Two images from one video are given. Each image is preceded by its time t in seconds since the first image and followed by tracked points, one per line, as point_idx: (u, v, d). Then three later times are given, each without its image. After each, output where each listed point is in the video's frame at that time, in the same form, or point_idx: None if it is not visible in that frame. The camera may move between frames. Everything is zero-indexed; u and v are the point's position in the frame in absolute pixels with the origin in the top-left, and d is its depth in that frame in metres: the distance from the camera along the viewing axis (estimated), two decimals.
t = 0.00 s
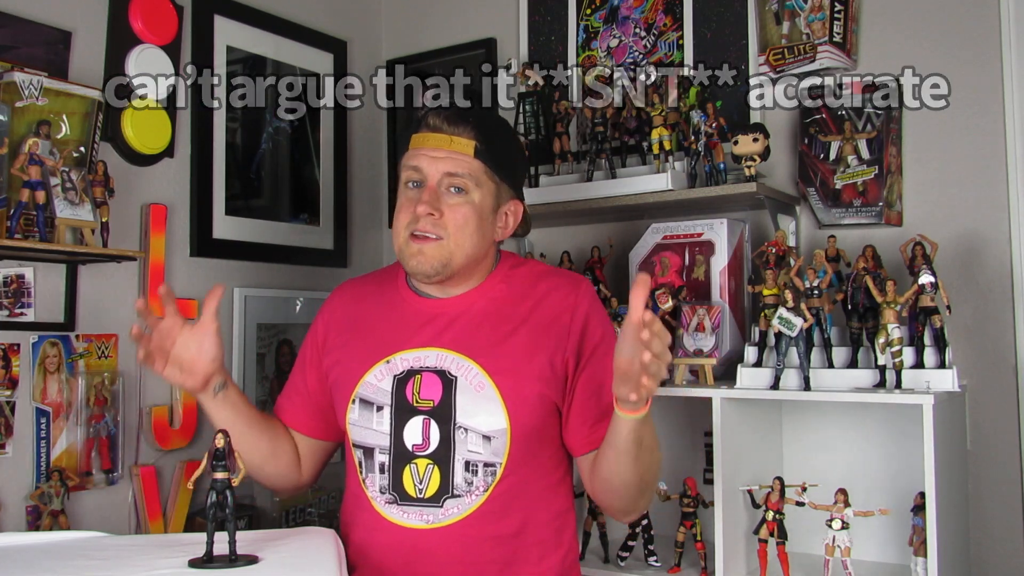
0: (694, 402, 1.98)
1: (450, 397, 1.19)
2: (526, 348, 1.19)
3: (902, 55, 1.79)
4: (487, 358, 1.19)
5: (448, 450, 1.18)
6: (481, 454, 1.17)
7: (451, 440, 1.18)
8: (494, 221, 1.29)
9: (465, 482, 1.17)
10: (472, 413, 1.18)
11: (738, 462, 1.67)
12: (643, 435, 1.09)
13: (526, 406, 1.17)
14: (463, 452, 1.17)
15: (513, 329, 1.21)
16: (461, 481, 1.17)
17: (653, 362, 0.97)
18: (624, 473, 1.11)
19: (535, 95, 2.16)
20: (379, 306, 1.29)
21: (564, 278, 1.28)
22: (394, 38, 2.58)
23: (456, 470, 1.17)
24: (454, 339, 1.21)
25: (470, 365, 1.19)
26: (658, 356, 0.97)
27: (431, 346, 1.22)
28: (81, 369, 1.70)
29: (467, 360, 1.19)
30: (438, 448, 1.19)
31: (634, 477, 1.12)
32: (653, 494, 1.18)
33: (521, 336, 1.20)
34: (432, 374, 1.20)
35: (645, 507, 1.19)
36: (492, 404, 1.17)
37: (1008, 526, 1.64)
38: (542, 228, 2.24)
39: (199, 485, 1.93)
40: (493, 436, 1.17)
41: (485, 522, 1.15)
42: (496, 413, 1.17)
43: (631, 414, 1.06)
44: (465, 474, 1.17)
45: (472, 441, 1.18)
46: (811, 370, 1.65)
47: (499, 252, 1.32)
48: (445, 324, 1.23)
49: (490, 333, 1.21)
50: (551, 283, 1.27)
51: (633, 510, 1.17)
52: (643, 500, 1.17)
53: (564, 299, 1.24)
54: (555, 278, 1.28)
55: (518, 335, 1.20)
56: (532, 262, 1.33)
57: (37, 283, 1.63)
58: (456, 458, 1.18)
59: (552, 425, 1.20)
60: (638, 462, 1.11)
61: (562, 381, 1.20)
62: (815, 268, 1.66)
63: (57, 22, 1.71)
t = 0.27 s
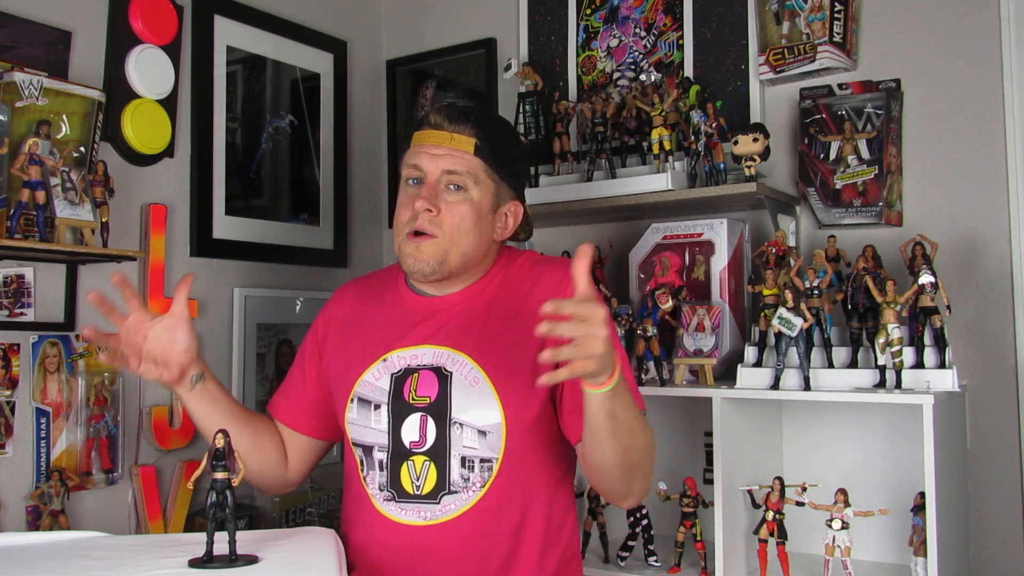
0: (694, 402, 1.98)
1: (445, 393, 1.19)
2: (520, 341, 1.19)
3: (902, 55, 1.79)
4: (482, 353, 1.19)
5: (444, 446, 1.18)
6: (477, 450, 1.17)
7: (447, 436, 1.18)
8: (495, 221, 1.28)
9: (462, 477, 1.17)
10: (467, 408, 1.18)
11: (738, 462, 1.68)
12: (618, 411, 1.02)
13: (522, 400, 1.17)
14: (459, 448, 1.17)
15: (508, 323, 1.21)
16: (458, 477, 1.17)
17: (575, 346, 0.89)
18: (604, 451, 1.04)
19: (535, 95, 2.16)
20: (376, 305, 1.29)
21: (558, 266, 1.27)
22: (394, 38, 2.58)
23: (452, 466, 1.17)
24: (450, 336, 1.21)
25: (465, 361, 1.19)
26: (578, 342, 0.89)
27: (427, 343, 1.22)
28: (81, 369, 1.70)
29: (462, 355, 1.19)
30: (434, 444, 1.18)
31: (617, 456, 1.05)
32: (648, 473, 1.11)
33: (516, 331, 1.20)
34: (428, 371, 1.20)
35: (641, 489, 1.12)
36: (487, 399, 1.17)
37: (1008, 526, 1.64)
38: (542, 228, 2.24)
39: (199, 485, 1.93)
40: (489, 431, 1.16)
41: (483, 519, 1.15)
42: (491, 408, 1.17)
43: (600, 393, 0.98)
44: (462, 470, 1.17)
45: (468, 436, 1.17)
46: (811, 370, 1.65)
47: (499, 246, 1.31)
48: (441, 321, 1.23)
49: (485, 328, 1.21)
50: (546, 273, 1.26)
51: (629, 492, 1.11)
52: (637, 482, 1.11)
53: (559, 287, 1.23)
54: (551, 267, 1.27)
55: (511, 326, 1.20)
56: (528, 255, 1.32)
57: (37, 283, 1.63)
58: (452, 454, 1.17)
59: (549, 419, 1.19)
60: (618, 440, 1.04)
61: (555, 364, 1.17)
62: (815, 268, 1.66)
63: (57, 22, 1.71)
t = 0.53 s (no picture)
0: (694, 402, 1.98)
1: (439, 394, 1.19)
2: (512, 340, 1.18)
3: (902, 55, 1.79)
4: (476, 355, 1.19)
5: (439, 446, 1.18)
6: (471, 450, 1.17)
7: (441, 437, 1.18)
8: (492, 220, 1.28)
9: (457, 478, 1.16)
10: (461, 409, 1.18)
11: (738, 462, 1.67)
12: (591, 430, 0.99)
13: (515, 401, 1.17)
14: (453, 448, 1.17)
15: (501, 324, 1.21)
16: (453, 477, 1.17)
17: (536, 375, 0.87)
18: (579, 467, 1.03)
19: (535, 95, 2.16)
20: (373, 307, 1.30)
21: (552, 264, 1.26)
22: (394, 38, 2.58)
23: (447, 466, 1.17)
24: (444, 337, 1.22)
25: (459, 362, 1.19)
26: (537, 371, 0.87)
27: (422, 344, 1.22)
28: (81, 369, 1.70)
29: (456, 355, 1.20)
30: (429, 445, 1.18)
31: (594, 468, 1.04)
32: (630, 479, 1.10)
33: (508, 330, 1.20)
34: (422, 372, 1.20)
35: (622, 494, 1.11)
36: (481, 399, 1.17)
37: (1008, 526, 1.64)
38: (543, 228, 2.24)
39: (199, 485, 1.93)
40: (482, 432, 1.17)
41: (478, 519, 1.15)
42: (484, 409, 1.17)
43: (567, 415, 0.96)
44: (457, 470, 1.16)
45: (462, 437, 1.17)
46: (811, 370, 1.65)
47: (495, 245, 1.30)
48: (436, 323, 1.23)
49: (478, 329, 1.21)
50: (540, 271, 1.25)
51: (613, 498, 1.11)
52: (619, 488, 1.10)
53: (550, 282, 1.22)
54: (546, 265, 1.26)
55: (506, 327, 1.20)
56: (524, 255, 1.32)
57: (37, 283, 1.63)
58: (447, 454, 1.17)
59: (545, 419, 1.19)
60: (592, 455, 1.02)
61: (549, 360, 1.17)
62: (816, 268, 1.66)
63: (57, 22, 1.71)
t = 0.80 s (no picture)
0: (694, 402, 1.98)
1: (441, 393, 1.19)
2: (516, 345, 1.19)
3: (902, 55, 1.79)
4: (479, 355, 1.19)
5: (439, 446, 1.18)
6: (471, 450, 1.17)
7: (442, 436, 1.18)
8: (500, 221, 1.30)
9: (456, 478, 1.16)
10: (463, 408, 1.18)
11: (738, 462, 1.67)
12: (618, 426, 1.02)
13: (517, 402, 1.17)
14: (454, 448, 1.17)
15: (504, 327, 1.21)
16: (453, 477, 1.16)
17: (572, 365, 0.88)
18: (606, 464, 1.05)
19: (535, 95, 2.16)
20: (375, 306, 1.29)
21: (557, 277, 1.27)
22: (394, 38, 2.58)
23: (447, 466, 1.16)
24: (447, 337, 1.21)
25: (463, 362, 1.19)
26: (575, 363, 0.88)
27: (425, 343, 1.22)
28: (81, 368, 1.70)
29: (459, 355, 1.19)
30: (429, 445, 1.18)
31: (620, 466, 1.06)
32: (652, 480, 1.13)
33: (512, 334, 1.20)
34: (425, 371, 1.20)
35: (646, 494, 1.14)
36: (483, 399, 1.17)
37: (1008, 526, 1.64)
38: (543, 228, 2.24)
39: (199, 485, 1.93)
40: (483, 432, 1.17)
41: (477, 519, 1.15)
42: (486, 409, 1.17)
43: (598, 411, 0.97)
44: (457, 470, 1.16)
45: (463, 436, 1.17)
46: (811, 370, 1.65)
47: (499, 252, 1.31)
48: (439, 323, 1.23)
49: (481, 331, 1.21)
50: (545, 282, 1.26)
51: (637, 497, 1.13)
52: (643, 487, 1.12)
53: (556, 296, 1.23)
54: (550, 277, 1.27)
55: (514, 329, 1.20)
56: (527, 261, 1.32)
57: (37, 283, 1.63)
58: (447, 453, 1.17)
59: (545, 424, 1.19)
60: (620, 453, 1.05)
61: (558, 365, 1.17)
62: (816, 268, 1.66)
63: (58, 22, 1.71)
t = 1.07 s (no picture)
0: (694, 402, 1.98)
1: (449, 394, 1.19)
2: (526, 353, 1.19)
3: (902, 55, 1.79)
4: (488, 357, 1.19)
5: (445, 445, 1.18)
6: (476, 451, 1.17)
7: (447, 436, 1.18)
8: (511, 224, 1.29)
9: (461, 478, 1.17)
10: (470, 410, 1.18)
11: (738, 462, 1.67)
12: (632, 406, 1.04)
13: (525, 406, 1.17)
14: (459, 448, 1.17)
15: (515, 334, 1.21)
16: (457, 477, 1.17)
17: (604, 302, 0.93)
18: (619, 454, 1.05)
19: (535, 95, 2.15)
20: (382, 303, 1.29)
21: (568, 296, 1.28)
22: (394, 38, 2.58)
23: (452, 466, 1.17)
24: (455, 337, 1.21)
25: (472, 363, 1.18)
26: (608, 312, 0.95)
27: (433, 343, 1.21)
28: (81, 369, 1.70)
29: (469, 357, 1.19)
30: (434, 444, 1.18)
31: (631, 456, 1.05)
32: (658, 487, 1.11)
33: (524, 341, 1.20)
34: (432, 370, 1.20)
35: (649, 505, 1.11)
36: (491, 402, 1.17)
37: (1008, 527, 1.64)
38: (542, 228, 2.24)
39: (199, 485, 1.93)
40: (490, 434, 1.17)
41: (480, 520, 1.15)
42: (494, 411, 1.17)
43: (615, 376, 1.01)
44: (461, 470, 1.17)
45: (469, 437, 1.17)
46: (811, 370, 1.65)
47: (506, 261, 1.31)
48: (446, 324, 1.23)
49: (490, 335, 1.21)
50: (555, 299, 1.27)
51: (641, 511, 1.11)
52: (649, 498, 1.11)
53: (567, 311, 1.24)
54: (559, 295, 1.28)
55: (513, 345, 1.19)
56: (533, 275, 1.32)
57: (37, 283, 1.63)
58: (452, 454, 1.17)
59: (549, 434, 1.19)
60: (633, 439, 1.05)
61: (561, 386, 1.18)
62: (815, 268, 1.66)
63: (58, 22, 1.71)
